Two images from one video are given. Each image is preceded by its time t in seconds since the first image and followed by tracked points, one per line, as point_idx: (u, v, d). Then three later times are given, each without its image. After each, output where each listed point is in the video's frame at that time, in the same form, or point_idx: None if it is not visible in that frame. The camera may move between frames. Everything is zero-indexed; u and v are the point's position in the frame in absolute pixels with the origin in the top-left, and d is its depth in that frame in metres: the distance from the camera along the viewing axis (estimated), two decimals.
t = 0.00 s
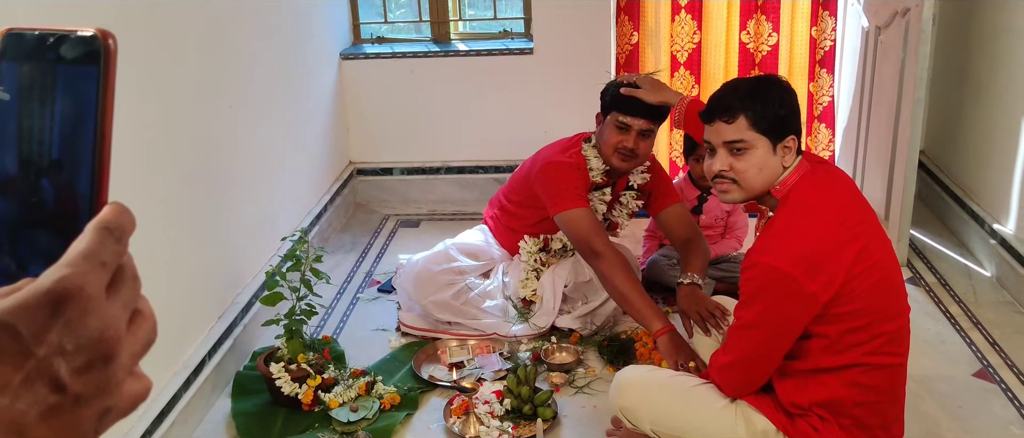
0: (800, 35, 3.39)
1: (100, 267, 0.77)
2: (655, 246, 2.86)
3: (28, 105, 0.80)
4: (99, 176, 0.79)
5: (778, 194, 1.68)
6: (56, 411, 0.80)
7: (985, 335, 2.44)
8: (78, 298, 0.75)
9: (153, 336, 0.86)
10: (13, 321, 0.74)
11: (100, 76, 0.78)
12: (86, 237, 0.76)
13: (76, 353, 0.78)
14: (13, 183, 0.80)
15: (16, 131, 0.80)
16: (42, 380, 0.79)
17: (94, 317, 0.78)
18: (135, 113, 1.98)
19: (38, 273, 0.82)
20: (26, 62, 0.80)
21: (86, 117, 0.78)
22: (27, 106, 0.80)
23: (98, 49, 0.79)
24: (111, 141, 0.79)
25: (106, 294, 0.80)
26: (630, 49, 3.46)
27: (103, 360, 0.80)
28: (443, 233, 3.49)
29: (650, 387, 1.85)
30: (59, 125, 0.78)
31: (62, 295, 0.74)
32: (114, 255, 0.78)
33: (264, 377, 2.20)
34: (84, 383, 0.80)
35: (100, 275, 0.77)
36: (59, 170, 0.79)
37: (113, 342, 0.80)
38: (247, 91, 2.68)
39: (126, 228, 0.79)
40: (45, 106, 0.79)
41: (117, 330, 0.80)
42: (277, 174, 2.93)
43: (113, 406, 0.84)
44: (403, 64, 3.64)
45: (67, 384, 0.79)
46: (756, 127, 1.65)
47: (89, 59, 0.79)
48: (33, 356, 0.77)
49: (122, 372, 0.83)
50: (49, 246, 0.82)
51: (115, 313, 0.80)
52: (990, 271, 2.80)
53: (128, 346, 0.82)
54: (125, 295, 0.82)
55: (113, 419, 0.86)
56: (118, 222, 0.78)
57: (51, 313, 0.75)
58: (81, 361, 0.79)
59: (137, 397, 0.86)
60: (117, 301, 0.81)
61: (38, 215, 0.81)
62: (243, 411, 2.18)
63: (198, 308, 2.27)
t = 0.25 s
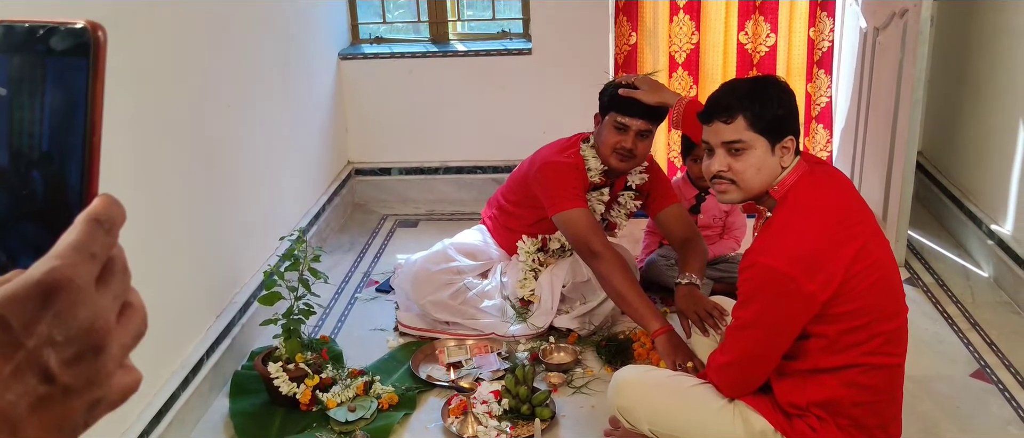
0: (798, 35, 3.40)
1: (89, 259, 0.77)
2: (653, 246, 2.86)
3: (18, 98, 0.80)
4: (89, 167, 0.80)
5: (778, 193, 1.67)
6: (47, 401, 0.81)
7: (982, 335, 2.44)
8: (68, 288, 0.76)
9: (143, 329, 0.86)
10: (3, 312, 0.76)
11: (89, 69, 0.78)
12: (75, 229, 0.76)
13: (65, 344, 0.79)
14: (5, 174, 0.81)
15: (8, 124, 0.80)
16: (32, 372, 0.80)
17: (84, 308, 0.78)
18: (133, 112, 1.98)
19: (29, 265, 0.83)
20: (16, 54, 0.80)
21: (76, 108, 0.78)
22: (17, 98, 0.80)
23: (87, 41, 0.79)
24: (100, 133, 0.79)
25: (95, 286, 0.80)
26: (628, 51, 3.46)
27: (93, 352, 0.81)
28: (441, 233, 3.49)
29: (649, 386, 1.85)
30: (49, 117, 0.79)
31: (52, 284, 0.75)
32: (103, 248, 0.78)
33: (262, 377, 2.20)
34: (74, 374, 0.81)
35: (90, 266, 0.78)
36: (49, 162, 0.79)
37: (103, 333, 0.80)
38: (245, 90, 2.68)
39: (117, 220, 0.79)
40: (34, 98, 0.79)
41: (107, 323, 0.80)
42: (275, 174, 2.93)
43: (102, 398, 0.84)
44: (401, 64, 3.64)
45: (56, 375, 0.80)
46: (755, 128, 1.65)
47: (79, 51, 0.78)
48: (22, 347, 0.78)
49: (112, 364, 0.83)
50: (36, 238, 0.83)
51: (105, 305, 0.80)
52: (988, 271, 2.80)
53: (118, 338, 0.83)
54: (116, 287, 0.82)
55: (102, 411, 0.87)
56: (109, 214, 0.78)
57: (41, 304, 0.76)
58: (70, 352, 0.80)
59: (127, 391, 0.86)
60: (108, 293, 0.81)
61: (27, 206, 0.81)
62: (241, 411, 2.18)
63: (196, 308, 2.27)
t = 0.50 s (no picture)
0: (798, 36, 3.40)
1: (82, 260, 0.78)
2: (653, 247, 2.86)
3: (9, 101, 0.79)
4: (82, 170, 0.80)
5: (777, 194, 1.68)
6: (39, 401, 0.81)
7: (982, 336, 2.44)
8: (60, 288, 0.76)
9: (136, 327, 0.86)
10: None
11: (82, 70, 0.79)
12: (67, 229, 0.77)
13: (58, 343, 0.79)
14: None
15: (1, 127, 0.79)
16: (24, 371, 0.79)
17: (76, 308, 0.78)
18: (133, 112, 1.98)
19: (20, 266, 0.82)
20: (8, 56, 0.79)
21: (69, 111, 0.79)
22: (9, 101, 0.79)
23: (80, 43, 0.79)
24: (93, 134, 0.80)
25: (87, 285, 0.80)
26: (628, 52, 3.47)
27: (86, 351, 0.80)
28: (441, 233, 3.49)
29: (651, 387, 1.85)
30: (42, 119, 0.78)
31: (44, 285, 0.75)
32: (96, 248, 0.79)
33: (262, 377, 2.20)
34: (66, 374, 0.81)
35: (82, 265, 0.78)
36: (43, 165, 0.79)
37: (95, 332, 0.80)
38: (245, 90, 2.68)
39: (110, 220, 0.80)
40: (26, 100, 0.79)
41: (99, 322, 0.80)
42: (276, 173, 2.93)
43: (94, 397, 0.84)
44: (401, 64, 3.64)
45: (49, 374, 0.80)
46: (755, 129, 1.66)
47: (72, 53, 0.79)
48: (16, 346, 0.78)
49: (105, 363, 0.82)
50: (31, 239, 0.82)
51: (97, 304, 0.80)
52: (988, 272, 2.80)
53: (110, 337, 0.82)
54: (108, 287, 0.82)
55: (95, 411, 0.86)
56: (101, 214, 0.79)
57: (33, 304, 0.76)
58: (63, 351, 0.80)
59: (121, 390, 0.86)
60: (100, 292, 0.81)
61: (21, 209, 0.80)
62: (241, 411, 2.18)
63: (196, 308, 2.27)
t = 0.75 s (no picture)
0: (798, 37, 3.40)
1: (67, 258, 0.72)
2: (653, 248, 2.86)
3: None
4: (69, 168, 0.75)
5: (775, 195, 1.68)
6: (22, 400, 0.74)
7: (981, 337, 2.45)
8: (44, 286, 0.70)
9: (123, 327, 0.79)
10: None
11: (69, 70, 0.75)
12: (54, 227, 0.71)
13: (44, 340, 0.72)
14: None
15: None
16: (9, 367, 0.72)
17: (63, 305, 0.72)
18: (133, 114, 1.98)
19: (6, 266, 0.76)
20: None
21: (55, 111, 0.74)
22: None
23: (67, 43, 0.75)
24: (80, 134, 0.75)
25: (74, 282, 0.74)
26: (627, 53, 3.46)
27: (71, 348, 0.74)
28: (440, 234, 3.49)
29: (650, 389, 1.85)
30: (29, 118, 0.74)
31: (29, 283, 0.69)
32: (82, 247, 0.73)
33: (261, 377, 2.19)
34: (52, 370, 0.74)
35: (66, 264, 0.72)
36: (31, 164, 0.75)
37: (82, 330, 0.74)
38: (245, 91, 2.68)
39: (97, 221, 0.74)
40: (12, 100, 0.75)
41: (85, 319, 0.74)
42: (275, 174, 2.93)
43: (83, 393, 0.77)
44: (401, 65, 3.64)
45: (34, 371, 0.73)
46: (755, 130, 1.66)
47: (59, 53, 0.75)
48: None
49: (91, 360, 0.76)
50: (20, 239, 0.77)
51: (83, 301, 0.74)
52: (987, 273, 2.81)
53: (96, 333, 0.76)
54: (95, 284, 0.75)
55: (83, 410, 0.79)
56: (88, 213, 0.73)
57: (18, 301, 0.70)
58: (49, 349, 0.73)
59: (108, 387, 0.79)
60: (86, 290, 0.74)
61: (11, 208, 0.76)
62: (241, 412, 2.18)
63: (196, 309, 2.27)
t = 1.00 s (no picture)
0: (797, 38, 3.40)
1: (59, 258, 0.70)
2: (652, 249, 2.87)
3: None
4: (62, 170, 0.74)
5: (774, 197, 1.68)
6: (13, 398, 0.72)
7: (980, 339, 2.45)
8: (36, 286, 0.69)
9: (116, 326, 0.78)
10: None
11: (62, 73, 0.73)
12: (47, 228, 0.70)
13: (36, 338, 0.70)
14: None
15: None
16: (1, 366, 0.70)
17: (55, 305, 0.70)
18: (132, 115, 1.98)
19: None
20: None
21: (47, 114, 0.73)
22: None
23: (58, 46, 0.73)
24: (72, 136, 0.73)
25: (66, 281, 0.72)
26: (626, 54, 3.45)
27: (63, 347, 0.72)
28: (440, 235, 3.49)
29: (650, 390, 1.85)
30: (21, 120, 0.73)
31: (22, 282, 0.68)
32: (75, 248, 0.71)
33: (261, 378, 2.19)
34: (44, 368, 0.72)
35: (59, 265, 0.70)
36: (23, 166, 0.73)
37: (75, 330, 0.72)
38: (244, 92, 2.68)
39: (91, 221, 0.73)
40: (4, 101, 0.73)
41: (77, 319, 0.72)
42: (275, 175, 2.93)
43: (75, 392, 0.75)
44: (400, 66, 3.64)
45: (26, 369, 0.71)
46: (754, 132, 1.66)
47: (51, 56, 0.73)
48: None
49: (83, 358, 0.74)
50: (13, 239, 0.75)
51: (75, 301, 0.72)
52: (986, 275, 2.81)
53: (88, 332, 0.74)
54: (87, 284, 0.73)
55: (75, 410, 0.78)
56: (81, 214, 0.71)
57: (9, 301, 0.68)
58: (41, 347, 0.71)
59: (100, 386, 0.77)
60: (78, 290, 0.73)
61: (2, 209, 0.74)
62: (241, 413, 2.18)
63: (196, 310, 2.27)
